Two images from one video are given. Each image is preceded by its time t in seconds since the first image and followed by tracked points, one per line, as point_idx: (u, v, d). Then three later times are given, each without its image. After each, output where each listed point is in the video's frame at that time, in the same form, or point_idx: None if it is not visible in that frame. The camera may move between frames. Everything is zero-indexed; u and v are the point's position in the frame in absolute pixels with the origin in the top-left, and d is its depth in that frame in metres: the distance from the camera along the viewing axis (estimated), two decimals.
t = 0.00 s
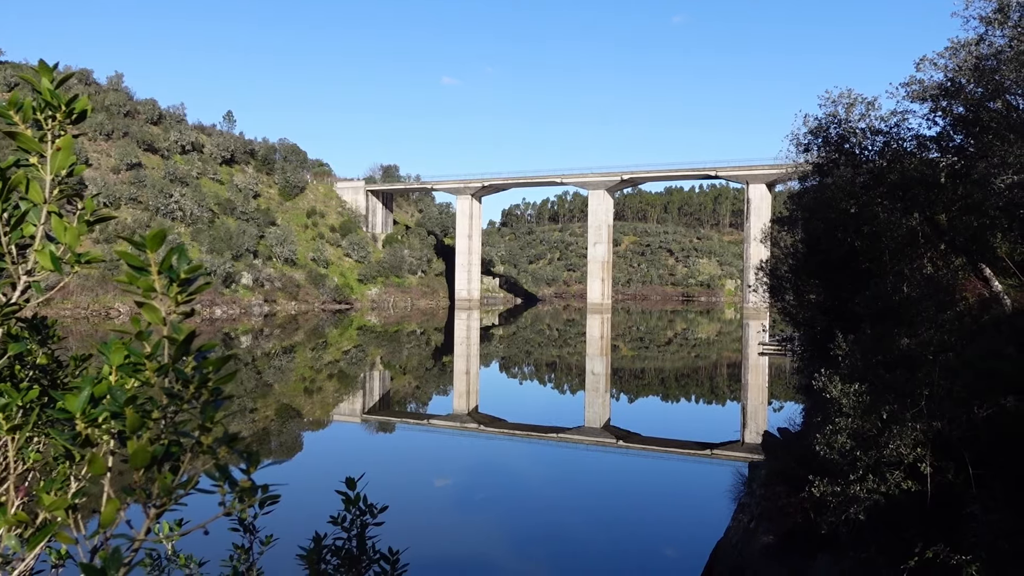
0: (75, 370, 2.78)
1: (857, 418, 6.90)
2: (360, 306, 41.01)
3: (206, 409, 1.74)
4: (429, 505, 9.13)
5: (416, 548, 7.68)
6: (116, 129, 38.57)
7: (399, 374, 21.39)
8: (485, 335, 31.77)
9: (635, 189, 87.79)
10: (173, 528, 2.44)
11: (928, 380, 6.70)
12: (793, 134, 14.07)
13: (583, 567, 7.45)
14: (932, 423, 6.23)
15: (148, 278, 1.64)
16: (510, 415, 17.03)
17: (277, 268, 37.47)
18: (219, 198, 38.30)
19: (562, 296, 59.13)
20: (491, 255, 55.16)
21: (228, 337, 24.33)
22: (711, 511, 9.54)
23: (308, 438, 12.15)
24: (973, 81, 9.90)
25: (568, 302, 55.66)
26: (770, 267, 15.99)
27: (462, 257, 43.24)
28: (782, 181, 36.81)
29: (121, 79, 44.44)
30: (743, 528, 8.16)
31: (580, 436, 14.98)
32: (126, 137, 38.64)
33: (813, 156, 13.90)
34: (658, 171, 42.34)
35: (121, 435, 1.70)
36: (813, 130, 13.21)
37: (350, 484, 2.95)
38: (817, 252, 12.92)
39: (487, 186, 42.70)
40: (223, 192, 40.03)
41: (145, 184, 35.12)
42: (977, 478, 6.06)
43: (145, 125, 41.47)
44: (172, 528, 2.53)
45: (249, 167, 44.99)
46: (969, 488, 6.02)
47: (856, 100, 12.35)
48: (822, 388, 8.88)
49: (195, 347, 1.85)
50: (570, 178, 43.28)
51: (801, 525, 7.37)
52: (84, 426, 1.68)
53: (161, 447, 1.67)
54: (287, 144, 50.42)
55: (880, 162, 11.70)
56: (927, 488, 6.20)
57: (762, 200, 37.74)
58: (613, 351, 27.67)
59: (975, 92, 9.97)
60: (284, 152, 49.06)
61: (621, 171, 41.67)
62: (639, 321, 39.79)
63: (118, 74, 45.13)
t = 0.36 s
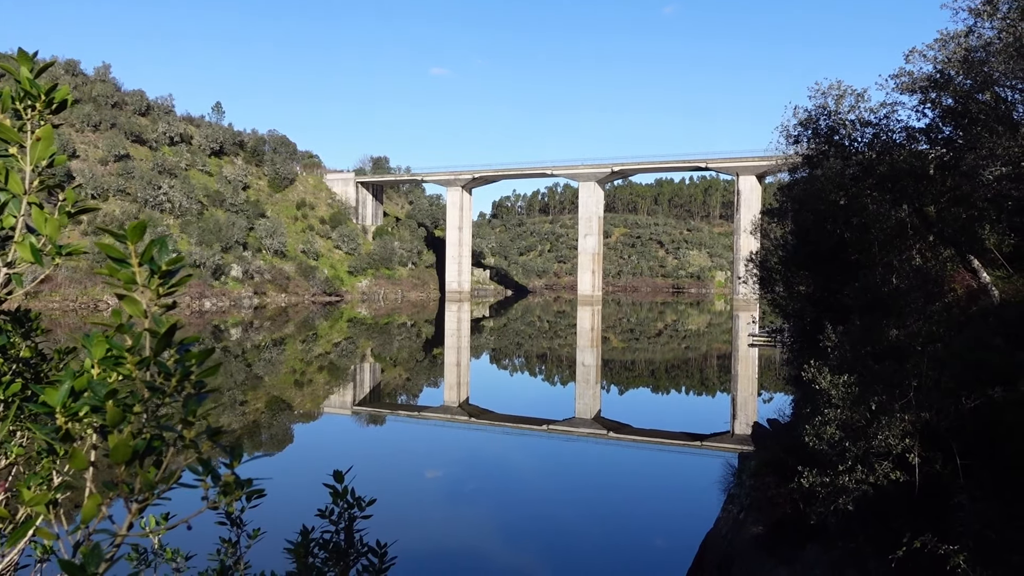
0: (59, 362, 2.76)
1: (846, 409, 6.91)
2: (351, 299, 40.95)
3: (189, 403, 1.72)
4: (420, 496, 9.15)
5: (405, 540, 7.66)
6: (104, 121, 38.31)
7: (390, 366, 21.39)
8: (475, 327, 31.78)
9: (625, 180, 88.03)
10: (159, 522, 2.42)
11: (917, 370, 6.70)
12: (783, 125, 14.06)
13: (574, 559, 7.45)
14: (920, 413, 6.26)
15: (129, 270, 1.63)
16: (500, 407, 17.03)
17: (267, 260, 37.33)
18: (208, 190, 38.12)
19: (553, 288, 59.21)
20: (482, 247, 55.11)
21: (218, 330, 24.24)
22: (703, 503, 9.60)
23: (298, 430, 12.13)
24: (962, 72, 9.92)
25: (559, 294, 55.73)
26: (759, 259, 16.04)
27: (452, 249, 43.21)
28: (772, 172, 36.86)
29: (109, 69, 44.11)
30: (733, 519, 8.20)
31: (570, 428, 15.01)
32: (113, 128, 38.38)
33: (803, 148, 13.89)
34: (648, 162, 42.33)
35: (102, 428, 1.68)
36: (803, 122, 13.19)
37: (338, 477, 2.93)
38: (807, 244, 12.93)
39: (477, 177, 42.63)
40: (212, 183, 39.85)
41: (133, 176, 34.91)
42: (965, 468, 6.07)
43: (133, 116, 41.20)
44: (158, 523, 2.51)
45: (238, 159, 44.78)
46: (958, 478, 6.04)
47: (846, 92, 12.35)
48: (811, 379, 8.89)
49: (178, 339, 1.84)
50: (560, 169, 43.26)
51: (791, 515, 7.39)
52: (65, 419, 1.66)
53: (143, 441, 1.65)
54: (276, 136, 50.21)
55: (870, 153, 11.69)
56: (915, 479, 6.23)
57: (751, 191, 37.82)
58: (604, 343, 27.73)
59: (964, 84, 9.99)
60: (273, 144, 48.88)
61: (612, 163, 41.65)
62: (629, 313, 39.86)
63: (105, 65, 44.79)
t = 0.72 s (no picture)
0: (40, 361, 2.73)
1: (834, 404, 6.94)
2: (340, 295, 40.86)
3: (167, 404, 1.71)
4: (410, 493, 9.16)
5: (392, 539, 7.62)
6: (90, 117, 38.05)
7: (379, 362, 21.36)
8: (465, 324, 31.75)
9: (615, 176, 88.13)
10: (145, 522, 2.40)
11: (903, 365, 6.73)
12: (771, 122, 14.08)
13: (564, 556, 7.45)
14: (907, 408, 6.30)
15: (106, 270, 1.61)
16: (490, 403, 17.03)
17: (256, 257, 37.20)
18: (196, 187, 37.95)
19: (543, 284, 59.24)
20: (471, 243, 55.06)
21: (206, 327, 24.14)
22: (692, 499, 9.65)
23: (287, 428, 12.10)
24: (948, 69, 9.96)
25: (548, 290, 55.76)
26: (748, 254, 16.08)
27: (442, 246, 43.16)
28: (760, 169, 36.96)
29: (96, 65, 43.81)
30: (723, 514, 8.23)
31: (560, 424, 15.02)
32: (101, 124, 38.13)
33: (791, 144, 13.90)
34: (638, 158, 42.36)
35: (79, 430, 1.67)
36: (791, 118, 13.18)
37: (323, 476, 2.93)
38: (795, 239, 12.96)
39: (467, 173, 42.55)
40: (200, 180, 39.66)
41: (121, 172, 34.70)
42: (951, 462, 6.12)
43: (120, 112, 40.95)
44: (141, 523, 2.49)
45: (226, 155, 44.59)
46: (945, 472, 6.09)
47: (834, 88, 12.36)
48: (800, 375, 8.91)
49: (156, 340, 1.83)
50: (550, 166, 43.26)
51: (779, 510, 7.42)
52: (41, 422, 1.65)
53: (121, 443, 1.65)
54: (265, 132, 49.99)
55: (858, 150, 11.70)
56: (902, 473, 6.27)
57: (740, 187, 37.89)
58: (594, 339, 27.75)
59: (950, 80, 10.02)
60: (262, 140, 48.69)
61: (601, 159, 41.65)
62: (619, 309, 39.94)
63: (92, 61, 44.48)
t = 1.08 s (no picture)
0: (26, 364, 2.70)
1: (821, 406, 6.96)
2: (328, 297, 40.76)
3: (154, 409, 1.70)
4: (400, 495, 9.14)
5: (379, 542, 7.58)
6: (76, 118, 37.82)
7: (368, 364, 21.32)
8: (453, 325, 31.74)
9: (603, 178, 88.42)
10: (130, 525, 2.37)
11: (890, 366, 6.75)
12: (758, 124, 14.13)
13: (553, 558, 7.44)
14: (894, 408, 6.33)
15: (92, 274, 1.61)
16: (479, 405, 17.01)
17: (243, 259, 37.06)
18: (184, 188, 37.80)
19: (532, 286, 59.28)
20: (460, 245, 55.03)
21: (193, 329, 24.04)
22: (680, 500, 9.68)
23: (275, 430, 12.04)
24: (934, 72, 10.01)
25: (537, 291, 55.77)
26: (736, 257, 16.15)
27: (431, 247, 43.13)
28: (748, 171, 37.07)
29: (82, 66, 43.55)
30: (711, 515, 8.25)
31: (549, 426, 15.03)
32: (87, 126, 37.91)
33: (779, 146, 13.94)
34: (626, 160, 42.42)
35: (63, 436, 1.66)
36: (779, 121, 13.19)
37: (310, 479, 2.92)
38: (782, 241, 13.01)
39: (456, 175, 42.52)
40: (187, 181, 39.49)
41: (107, 173, 34.49)
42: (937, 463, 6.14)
43: (106, 113, 40.74)
44: (126, 526, 2.44)
45: (213, 157, 44.41)
46: (931, 472, 6.11)
47: (821, 90, 12.40)
48: (787, 376, 8.92)
49: (143, 345, 1.83)
50: (539, 167, 43.29)
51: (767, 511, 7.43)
52: (28, 425, 1.64)
53: (107, 447, 1.64)
54: (252, 133, 49.83)
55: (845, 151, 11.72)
56: (889, 473, 6.29)
57: (728, 189, 38.00)
58: (582, 341, 27.78)
59: (936, 83, 10.09)
60: (250, 141, 48.54)
61: (590, 161, 41.69)
62: (608, 311, 39.99)
63: (78, 62, 44.22)
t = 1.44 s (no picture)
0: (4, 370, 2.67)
1: (805, 410, 6.99)
2: (314, 303, 40.62)
3: (130, 417, 1.69)
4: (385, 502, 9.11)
5: (362, 549, 7.53)
6: (59, 123, 37.59)
7: (353, 370, 21.25)
8: (439, 331, 31.70)
9: (588, 183, 88.67)
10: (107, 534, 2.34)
11: (873, 371, 6.78)
12: (743, 129, 14.20)
13: (538, 564, 7.41)
14: (877, 412, 6.37)
15: (68, 281, 1.60)
16: (465, 411, 16.98)
17: (228, 265, 36.88)
18: (167, 193, 37.59)
19: (517, 291, 59.32)
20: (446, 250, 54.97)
21: (177, 335, 23.88)
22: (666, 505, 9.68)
23: (260, 437, 11.97)
24: (916, 78, 10.09)
25: (523, 296, 55.82)
26: (721, 261, 16.22)
27: (417, 253, 43.07)
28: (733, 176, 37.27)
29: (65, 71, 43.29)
30: (696, 520, 8.27)
31: (535, 431, 15.02)
32: (70, 131, 37.67)
33: (763, 152, 14.00)
34: (611, 166, 42.55)
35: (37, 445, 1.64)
36: (763, 127, 13.24)
37: (292, 485, 2.90)
38: (767, 246, 13.06)
39: (441, 180, 42.48)
40: (171, 187, 39.28)
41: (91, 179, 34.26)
42: (920, 466, 6.18)
43: (90, 118, 40.50)
44: (107, 535, 2.41)
45: (197, 162, 44.21)
46: (914, 476, 6.15)
47: (805, 96, 12.46)
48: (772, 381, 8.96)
49: (121, 351, 1.82)
50: (524, 173, 43.35)
51: (753, 515, 7.45)
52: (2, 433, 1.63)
53: (83, 455, 1.62)
54: (237, 138, 49.61)
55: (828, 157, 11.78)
56: (873, 477, 6.32)
57: (713, 194, 38.18)
58: (568, 346, 27.82)
59: (918, 89, 10.16)
60: (234, 146, 48.38)
61: (576, 166, 41.78)
62: (594, 316, 40.07)
63: (61, 66, 43.95)
